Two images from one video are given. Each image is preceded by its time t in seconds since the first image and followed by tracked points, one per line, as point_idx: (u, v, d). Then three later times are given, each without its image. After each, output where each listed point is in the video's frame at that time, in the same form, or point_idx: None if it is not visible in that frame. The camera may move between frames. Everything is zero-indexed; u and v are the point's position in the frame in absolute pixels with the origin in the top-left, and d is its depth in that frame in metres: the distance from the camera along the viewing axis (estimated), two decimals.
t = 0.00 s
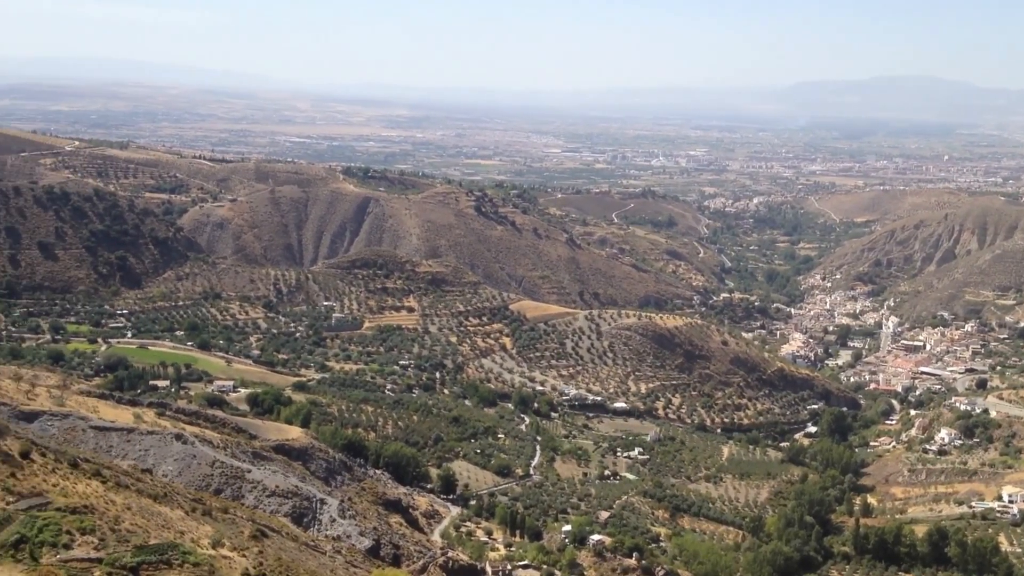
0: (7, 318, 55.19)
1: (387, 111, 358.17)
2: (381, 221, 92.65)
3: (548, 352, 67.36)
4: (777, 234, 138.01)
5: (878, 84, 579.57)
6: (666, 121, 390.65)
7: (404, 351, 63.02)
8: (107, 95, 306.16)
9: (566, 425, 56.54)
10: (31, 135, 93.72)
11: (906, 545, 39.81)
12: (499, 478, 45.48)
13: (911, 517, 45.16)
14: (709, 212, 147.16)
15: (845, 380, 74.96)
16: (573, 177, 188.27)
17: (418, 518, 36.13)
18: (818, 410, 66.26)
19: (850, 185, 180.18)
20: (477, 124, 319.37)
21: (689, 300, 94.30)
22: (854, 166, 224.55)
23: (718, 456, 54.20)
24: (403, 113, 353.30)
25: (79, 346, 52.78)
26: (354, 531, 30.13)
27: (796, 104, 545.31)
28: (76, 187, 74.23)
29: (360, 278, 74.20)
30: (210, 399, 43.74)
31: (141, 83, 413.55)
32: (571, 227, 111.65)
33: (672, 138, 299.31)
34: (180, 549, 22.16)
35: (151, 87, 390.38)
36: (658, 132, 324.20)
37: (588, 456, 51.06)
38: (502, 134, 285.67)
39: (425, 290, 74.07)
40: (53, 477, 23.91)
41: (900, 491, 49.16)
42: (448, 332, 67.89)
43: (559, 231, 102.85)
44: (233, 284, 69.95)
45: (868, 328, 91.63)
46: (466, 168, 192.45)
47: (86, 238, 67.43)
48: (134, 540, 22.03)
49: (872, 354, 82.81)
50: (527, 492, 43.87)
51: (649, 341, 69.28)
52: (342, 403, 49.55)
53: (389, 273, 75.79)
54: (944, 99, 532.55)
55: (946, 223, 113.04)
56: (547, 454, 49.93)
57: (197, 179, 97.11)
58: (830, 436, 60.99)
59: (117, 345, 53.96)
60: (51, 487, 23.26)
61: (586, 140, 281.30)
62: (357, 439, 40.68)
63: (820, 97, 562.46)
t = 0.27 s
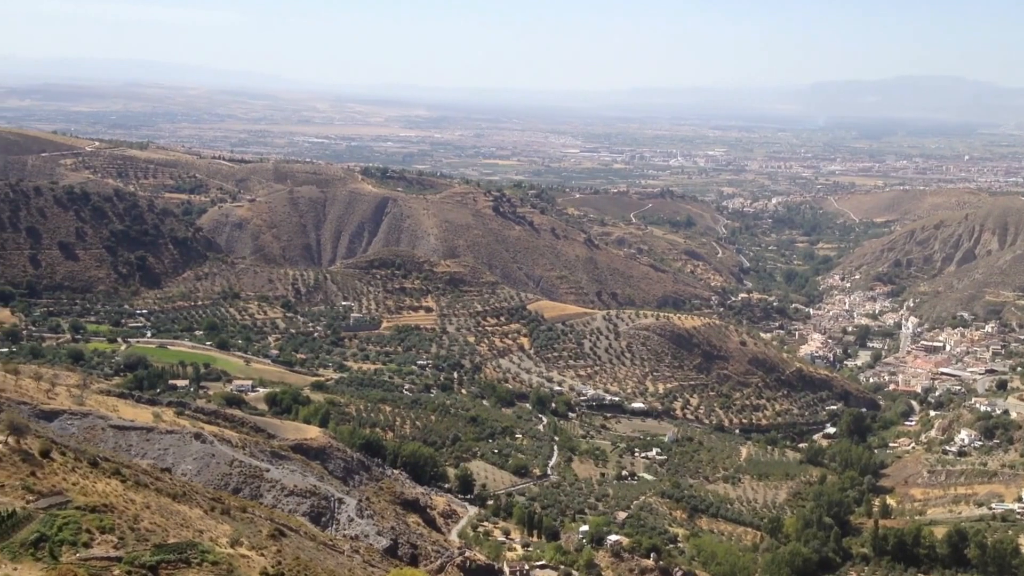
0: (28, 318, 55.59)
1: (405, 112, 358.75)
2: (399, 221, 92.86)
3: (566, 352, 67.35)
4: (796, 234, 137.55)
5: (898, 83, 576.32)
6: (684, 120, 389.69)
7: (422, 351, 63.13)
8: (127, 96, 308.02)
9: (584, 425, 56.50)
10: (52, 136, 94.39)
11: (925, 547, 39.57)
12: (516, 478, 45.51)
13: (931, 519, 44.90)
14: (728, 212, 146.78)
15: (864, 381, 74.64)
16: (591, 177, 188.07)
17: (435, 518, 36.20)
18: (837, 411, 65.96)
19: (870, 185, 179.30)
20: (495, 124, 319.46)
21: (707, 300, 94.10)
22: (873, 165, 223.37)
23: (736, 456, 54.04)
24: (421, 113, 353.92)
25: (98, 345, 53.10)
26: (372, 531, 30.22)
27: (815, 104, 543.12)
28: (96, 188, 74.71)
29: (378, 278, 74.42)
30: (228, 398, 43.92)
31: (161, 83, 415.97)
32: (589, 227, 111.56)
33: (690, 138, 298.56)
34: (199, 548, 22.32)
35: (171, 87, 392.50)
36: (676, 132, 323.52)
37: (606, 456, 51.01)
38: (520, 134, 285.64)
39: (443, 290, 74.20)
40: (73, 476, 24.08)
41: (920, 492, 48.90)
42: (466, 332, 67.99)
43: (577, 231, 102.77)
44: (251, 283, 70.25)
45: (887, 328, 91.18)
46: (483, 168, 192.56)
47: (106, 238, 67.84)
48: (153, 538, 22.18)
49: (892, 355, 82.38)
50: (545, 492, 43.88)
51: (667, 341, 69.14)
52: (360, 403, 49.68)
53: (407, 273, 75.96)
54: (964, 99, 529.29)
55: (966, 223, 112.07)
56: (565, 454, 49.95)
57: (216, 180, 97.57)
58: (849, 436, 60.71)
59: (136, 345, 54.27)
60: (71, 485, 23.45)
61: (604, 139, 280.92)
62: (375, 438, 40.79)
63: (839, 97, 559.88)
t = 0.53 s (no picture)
0: (48, 318, 56.00)
1: (424, 112, 359.45)
2: (418, 221, 93.04)
3: (584, 352, 67.35)
4: (816, 234, 136.98)
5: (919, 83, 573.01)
6: (703, 121, 388.62)
7: (440, 351, 63.23)
8: (147, 97, 309.95)
9: (602, 425, 56.46)
10: (73, 137, 95.09)
11: (946, 548, 39.25)
12: (534, 478, 45.52)
13: (951, 521, 44.61)
14: (747, 212, 146.37)
15: (884, 382, 74.26)
16: (610, 177, 187.90)
17: (453, 518, 36.26)
18: (856, 412, 65.64)
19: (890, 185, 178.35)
20: (513, 124, 319.54)
21: (726, 301, 93.85)
22: (894, 166, 222.17)
23: (755, 457, 53.87)
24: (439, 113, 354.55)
25: (118, 345, 53.44)
26: (390, 531, 30.30)
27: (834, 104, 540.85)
28: (117, 189, 75.21)
29: (397, 278, 74.60)
30: (248, 398, 44.13)
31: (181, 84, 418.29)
32: (607, 227, 111.44)
33: (709, 138, 297.81)
34: (218, 547, 22.45)
35: (191, 88, 394.66)
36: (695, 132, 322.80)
37: (624, 457, 50.94)
38: (538, 134, 285.66)
39: (461, 290, 74.31)
40: (92, 476, 24.24)
41: (939, 494, 48.60)
42: (484, 332, 68.08)
43: (596, 232, 102.68)
44: (271, 284, 70.57)
45: (908, 329, 90.67)
46: (502, 168, 192.67)
47: (126, 239, 68.26)
48: (173, 537, 22.33)
49: (912, 356, 81.93)
50: (563, 493, 43.87)
51: (685, 341, 69.00)
52: (378, 403, 49.82)
53: (425, 273, 76.13)
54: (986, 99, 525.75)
55: (987, 224, 111.02)
56: (583, 455, 49.92)
57: (236, 180, 98.05)
58: (869, 438, 60.43)
59: (156, 345, 54.59)
60: (91, 485, 23.60)
61: (622, 140, 280.65)
62: (393, 438, 40.90)
63: (859, 96, 557.17)
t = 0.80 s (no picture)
0: (70, 318, 56.35)
1: (443, 113, 359.95)
2: (437, 222, 93.15)
3: (602, 353, 67.27)
4: (836, 235, 136.34)
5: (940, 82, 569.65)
6: (723, 121, 387.52)
7: (459, 352, 63.28)
8: (167, 98, 311.85)
9: (620, 426, 56.36)
10: (94, 137, 95.58)
11: (967, 551, 39.01)
12: (552, 479, 45.50)
13: (972, 523, 44.28)
14: (767, 213, 145.92)
15: (905, 383, 73.82)
16: (629, 178, 187.70)
17: (472, 518, 36.27)
18: (876, 413, 65.27)
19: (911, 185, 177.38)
20: (532, 125, 319.57)
21: (745, 302, 93.55)
22: (915, 166, 220.95)
23: (774, 459, 53.64)
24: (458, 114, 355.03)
25: (139, 345, 53.73)
26: (409, 531, 30.34)
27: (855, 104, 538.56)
28: (137, 190, 75.61)
29: (415, 278, 74.71)
30: (267, 398, 44.28)
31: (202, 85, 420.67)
32: (626, 228, 111.28)
33: (728, 138, 296.96)
34: (237, 547, 22.54)
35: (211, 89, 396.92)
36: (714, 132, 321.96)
37: (643, 457, 50.83)
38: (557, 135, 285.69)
39: (480, 291, 74.35)
40: (113, 475, 24.39)
41: (961, 496, 48.27)
42: (503, 333, 68.12)
43: (615, 232, 102.54)
44: (290, 284, 70.81)
45: (929, 330, 90.09)
46: (520, 168, 192.73)
47: (147, 239, 68.61)
48: (193, 537, 22.43)
49: (933, 357, 81.41)
50: (581, 493, 43.83)
51: (704, 342, 68.80)
52: (397, 403, 49.90)
53: (444, 274, 76.21)
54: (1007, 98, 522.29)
55: (1008, 224, 109.78)
56: (601, 456, 49.86)
57: (255, 181, 98.38)
58: (889, 439, 60.10)
59: (177, 345, 54.86)
60: (112, 484, 23.74)
61: (641, 140, 280.28)
62: (412, 438, 40.95)
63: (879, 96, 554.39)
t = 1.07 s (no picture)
0: (91, 318, 56.70)
1: (461, 113, 360.19)
2: (455, 222, 93.23)
3: (621, 354, 67.18)
4: (856, 235, 135.66)
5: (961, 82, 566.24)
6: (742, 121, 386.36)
7: (477, 352, 63.31)
8: (187, 99, 313.32)
9: (639, 427, 56.23)
10: (115, 138, 96.13)
11: (988, 553, 38.76)
12: (571, 479, 45.47)
13: (994, 525, 43.97)
14: (786, 213, 145.39)
15: (926, 385, 73.37)
16: (647, 178, 187.38)
17: (490, 518, 36.30)
18: (897, 415, 64.89)
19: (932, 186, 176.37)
20: (551, 125, 319.42)
21: (765, 302, 93.22)
22: (936, 166, 219.69)
23: (794, 460, 53.42)
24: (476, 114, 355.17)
25: (160, 345, 54.01)
26: (427, 531, 30.38)
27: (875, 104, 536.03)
28: (157, 190, 76.03)
29: (434, 279, 74.81)
30: (286, 398, 44.43)
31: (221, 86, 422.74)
32: (644, 228, 111.05)
33: (748, 138, 295.94)
34: (257, 546, 22.63)
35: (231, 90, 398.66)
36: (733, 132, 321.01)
37: (661, 458, 50.70)
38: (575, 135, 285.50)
39: (498, 291, 74.39)
40: (134, 473, 24.55)
41: (982, 498, 47.94)
42: (521, 333, 68.13)
43: (633, 233, 102.39)
44: (309, 285, 71.03)
45: (950, 331, 89.51)
46: (539, 169, 192.65)
47: (167, 239, 68.96)
48: (213, 536, 22.52)
49: (954, 358, 80.88)
50: (600, 494, 43.78)
51: (723, 343, 68.59)
52: (416, 403, 49.98)
53: (462, 274, 76.27)
54: None
55: None
56: (620, 456, 49.78)
57: (274, 182, 98.70)
58: (910, 441, 59.77)
59: (197, 345, 55.11)
60: (133, 483, 23.88)
61: (659, 140, 279.81)
62: (430, 438, 40.99)
63: (900, 96, 551.49)
